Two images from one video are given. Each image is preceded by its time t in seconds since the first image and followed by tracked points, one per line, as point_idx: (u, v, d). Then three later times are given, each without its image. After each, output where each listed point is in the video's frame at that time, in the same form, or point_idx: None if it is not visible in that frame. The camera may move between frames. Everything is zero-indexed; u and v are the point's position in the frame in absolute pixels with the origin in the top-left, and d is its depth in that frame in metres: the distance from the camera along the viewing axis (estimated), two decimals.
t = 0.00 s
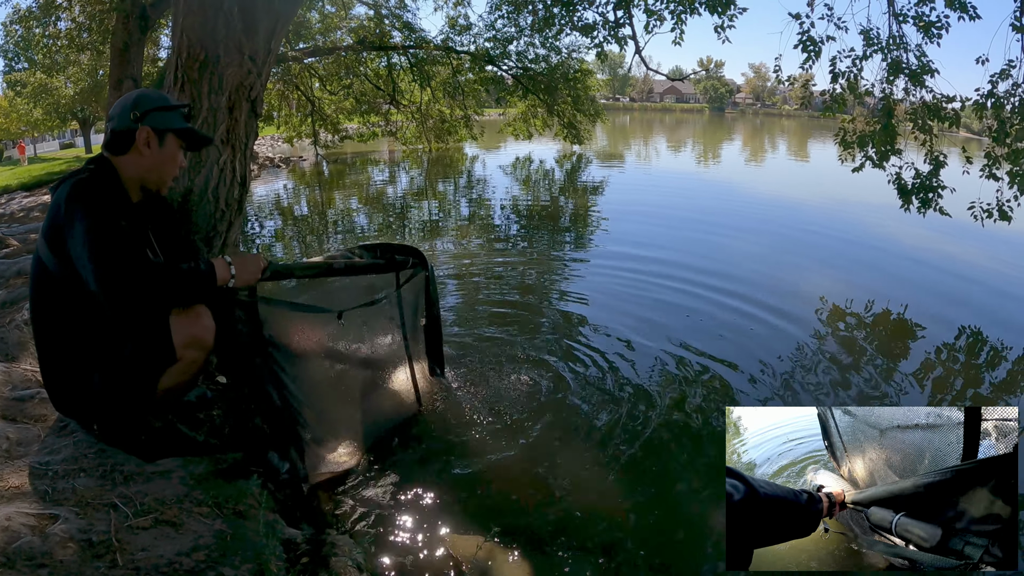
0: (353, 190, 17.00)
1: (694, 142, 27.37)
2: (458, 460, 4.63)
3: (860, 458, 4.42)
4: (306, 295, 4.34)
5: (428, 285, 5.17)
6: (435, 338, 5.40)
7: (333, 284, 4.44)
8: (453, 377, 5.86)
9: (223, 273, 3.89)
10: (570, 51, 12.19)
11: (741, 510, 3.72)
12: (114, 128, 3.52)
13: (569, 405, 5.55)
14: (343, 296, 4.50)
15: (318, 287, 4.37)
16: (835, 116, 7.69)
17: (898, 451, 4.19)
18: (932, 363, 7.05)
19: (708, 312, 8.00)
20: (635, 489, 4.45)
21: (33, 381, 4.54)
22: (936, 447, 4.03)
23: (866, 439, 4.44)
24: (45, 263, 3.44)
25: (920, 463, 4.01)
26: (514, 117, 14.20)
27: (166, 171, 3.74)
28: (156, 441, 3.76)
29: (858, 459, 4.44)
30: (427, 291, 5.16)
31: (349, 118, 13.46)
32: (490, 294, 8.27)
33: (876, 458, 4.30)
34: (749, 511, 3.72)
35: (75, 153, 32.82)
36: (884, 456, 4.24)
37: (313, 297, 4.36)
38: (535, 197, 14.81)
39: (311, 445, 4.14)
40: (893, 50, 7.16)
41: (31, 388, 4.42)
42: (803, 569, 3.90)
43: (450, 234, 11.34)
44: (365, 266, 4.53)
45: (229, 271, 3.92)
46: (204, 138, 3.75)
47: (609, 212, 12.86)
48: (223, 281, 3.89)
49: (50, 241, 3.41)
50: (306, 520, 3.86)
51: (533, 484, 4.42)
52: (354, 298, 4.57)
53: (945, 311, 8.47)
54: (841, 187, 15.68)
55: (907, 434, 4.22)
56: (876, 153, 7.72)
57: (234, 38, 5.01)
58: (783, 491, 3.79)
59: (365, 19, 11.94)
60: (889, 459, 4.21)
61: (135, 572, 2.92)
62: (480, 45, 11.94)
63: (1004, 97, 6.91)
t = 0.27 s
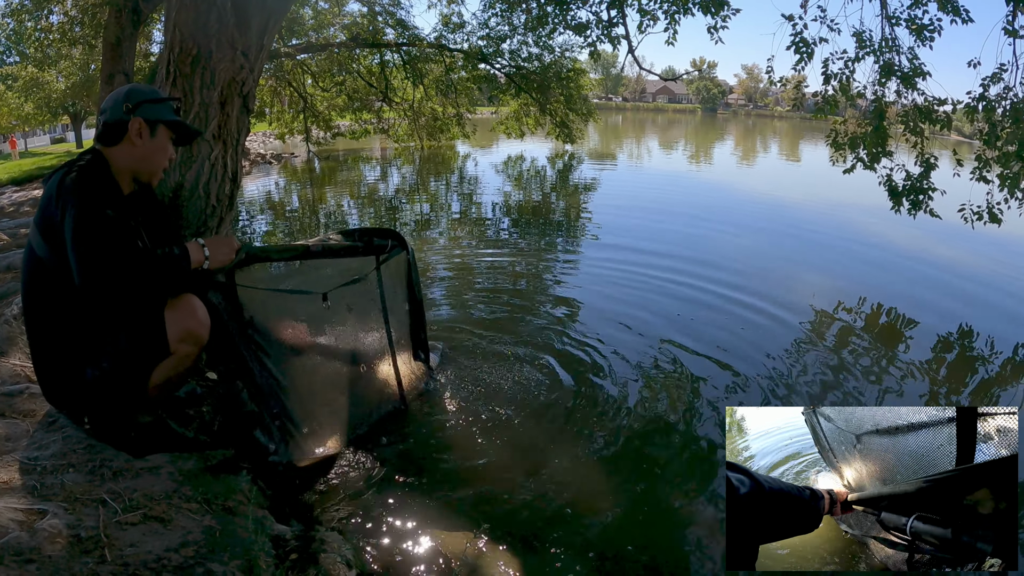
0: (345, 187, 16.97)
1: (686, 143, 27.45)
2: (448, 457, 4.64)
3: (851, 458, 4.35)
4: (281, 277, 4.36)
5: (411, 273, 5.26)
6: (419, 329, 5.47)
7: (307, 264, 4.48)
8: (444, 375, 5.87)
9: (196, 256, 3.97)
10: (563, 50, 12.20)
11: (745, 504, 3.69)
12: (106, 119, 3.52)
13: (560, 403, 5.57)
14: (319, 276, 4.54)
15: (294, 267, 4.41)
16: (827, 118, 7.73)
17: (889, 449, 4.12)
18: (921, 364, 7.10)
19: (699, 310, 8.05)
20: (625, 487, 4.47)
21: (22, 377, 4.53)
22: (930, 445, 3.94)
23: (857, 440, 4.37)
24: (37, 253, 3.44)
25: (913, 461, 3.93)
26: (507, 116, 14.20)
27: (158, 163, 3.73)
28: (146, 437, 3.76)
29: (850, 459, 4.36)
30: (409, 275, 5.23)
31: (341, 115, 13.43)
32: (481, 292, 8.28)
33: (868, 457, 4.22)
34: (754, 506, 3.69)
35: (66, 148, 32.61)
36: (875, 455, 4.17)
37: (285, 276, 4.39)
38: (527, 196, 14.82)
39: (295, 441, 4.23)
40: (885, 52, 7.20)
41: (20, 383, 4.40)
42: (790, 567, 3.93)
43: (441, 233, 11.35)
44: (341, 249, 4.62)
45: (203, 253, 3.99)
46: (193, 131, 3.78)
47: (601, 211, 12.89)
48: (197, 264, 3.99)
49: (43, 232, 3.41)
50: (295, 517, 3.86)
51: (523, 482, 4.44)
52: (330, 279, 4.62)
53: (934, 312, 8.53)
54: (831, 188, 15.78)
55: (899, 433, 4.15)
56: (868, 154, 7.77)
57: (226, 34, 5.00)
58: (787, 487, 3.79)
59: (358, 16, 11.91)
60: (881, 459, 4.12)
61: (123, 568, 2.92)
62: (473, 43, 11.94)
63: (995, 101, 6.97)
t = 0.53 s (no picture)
0: (347, 190, 16.99)
1: (688, 144, 27.43)
2: (450, 458, 4.64)
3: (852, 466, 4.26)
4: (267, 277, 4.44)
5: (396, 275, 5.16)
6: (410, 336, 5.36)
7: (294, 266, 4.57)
8: (445, 377, 5.87)
9: (196, 255, 4.01)
10: (564, 52, 12.21)
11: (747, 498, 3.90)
12: (110, 123, 3.54)
13: (562, 404, 5.57)
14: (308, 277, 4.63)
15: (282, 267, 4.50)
16: (828, 119, 7.74)
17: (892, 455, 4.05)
18: (923, 365, 7.10)
19: (701, 311, 8.05)
20: (627, 489, 4.47)
21: (26, 379, 4.53)
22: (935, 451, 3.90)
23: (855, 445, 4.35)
24: (42, 254, 3.47)
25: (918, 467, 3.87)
26: (508, 118, 14.21)
27: (162, 166, 3.77)
28: (148, 440, 3.79)
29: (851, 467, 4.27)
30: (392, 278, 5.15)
31: (343, 117, 13.46)
32: (483, 294, 8.29)
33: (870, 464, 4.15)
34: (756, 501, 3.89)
35: (68, 151, 32.69)
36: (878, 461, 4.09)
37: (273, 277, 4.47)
38: (528, 198, 14.83)
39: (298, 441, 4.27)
40: (886, 53, 7.21)
41: (24, 385, 4.41)
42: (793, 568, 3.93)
43: (443, 235, 11.35)
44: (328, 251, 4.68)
45: (202, 252, 4.04)
46: (193, 135, 3.83)
47: (602, 213, 12.89)
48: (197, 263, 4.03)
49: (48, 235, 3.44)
50: (299, 519, 3.87)
51: (526, 483, 4.44)
52: (320, 280, 4.70)
53: (936, 313, 8.53)
54: (833, 189, 15.77)
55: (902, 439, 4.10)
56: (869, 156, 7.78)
57: (228, 37, 5.02)
58: (789, 483, 3.96)
59: (360, 19, 11.93)
60: (884, 464, 4.05)
61: (127, 570, 2.93)
62: (474, 45, 11.96)
63: (996, 102, 6.98)
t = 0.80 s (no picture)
0: (352, 192, 17.02)
1: (693, 145, 27.39)
2: (457, 460, 4.64)
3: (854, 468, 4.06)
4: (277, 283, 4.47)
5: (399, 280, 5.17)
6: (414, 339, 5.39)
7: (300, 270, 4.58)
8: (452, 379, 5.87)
9: (207, 257, 4.03)
10: (569, 54, 12.21)
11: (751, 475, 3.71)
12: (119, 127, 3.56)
13: (568, 406, 5.57)
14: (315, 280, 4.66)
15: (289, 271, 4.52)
16: (834, 120, 7.72)
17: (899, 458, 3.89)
18: (931, 367, 7.07)
19: (708, 313, 8.03)
20: (634, 490, 4.46)
21: (34, 381, 4.55)
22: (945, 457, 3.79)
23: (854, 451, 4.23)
24: (51, 256, 3.48)
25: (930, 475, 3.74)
26: (514, 119, 14.22)
27: (169, 170, 3.80)
28: (158, 441, 3.78)
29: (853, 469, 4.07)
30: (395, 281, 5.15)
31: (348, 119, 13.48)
32: (489, 296, 8.29)
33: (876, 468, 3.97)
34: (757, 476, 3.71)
35: (75, 154, 32.84)
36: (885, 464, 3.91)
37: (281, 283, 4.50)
38: (534, 199, 14.82)
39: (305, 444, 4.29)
40: (892, 54, 7.19)
41: (33, 387, 4.42)
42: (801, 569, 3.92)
43: (449, 237, 11.35)
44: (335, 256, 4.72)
45: (213, 254, 4.07)
46: (199, 139, 3.88)
47: (608, 215, 12.88)
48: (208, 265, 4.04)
49: (58, 236, 3.45)
50: (307, 521, 3.87)
51: (533, 485, 4.44)
52: (327, 283, 4.73)
53: (944, 314, 8.49)
54: (839, 190, 15.72)
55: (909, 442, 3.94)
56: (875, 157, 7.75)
57: (235, 39, 5.03)
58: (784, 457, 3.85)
59: (365, 21, 11.95)
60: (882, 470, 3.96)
61: (137, 571, 2.94)
62: (479, 47, 11.97)
63: (1003, 102, 6.95)
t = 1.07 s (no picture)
0: (345, 191, 17.02)
1: (685, 147, 27.48)
2: (447, 459, 4.66)
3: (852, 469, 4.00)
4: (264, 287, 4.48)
5: (377, 278, 5.24)
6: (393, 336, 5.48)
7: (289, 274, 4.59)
8: (443, 379, 5.90)
9: (204, 259, 4.13)
10: (563, 55, 12.24)
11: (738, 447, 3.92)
12: (117, 123, 3.56)
13: (559, 405, 5.60)
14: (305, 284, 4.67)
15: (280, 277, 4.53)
16: (826, 122, 7.78)
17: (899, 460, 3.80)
18: (920, 368, 7.13)
19: (701, 315, 8.07)
20: (624, 490, 4.49)
21: (25, 380, 4.54)
22: (947, 462, 3.69)
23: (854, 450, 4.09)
24: (46, 254, 3.46)
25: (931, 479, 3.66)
26: (506, 120, 14.24)
27: (165, 168, 3.80)
28: (149, 441, 3.80)
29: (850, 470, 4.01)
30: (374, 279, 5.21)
31: (341, 119, 13.48)
32: (481, 296, 8.30)
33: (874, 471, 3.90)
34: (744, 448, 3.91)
35: (66, 152, 32.68)
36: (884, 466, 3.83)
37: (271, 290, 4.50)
38: (526, 200, 14.86)
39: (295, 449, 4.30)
40: (884, 57, 7.25)
41: (23, 387, 4.41)
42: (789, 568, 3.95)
43: (441, 237, 11.37)
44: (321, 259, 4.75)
45: (209, 256, 4.16)
46: (194, 139, 3.90)
47: (601, 215, 12.91)
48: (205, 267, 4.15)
49: (52, 234, 3.44)
50: (299, 521, 3.89)
51: (525, 485, 4.46)
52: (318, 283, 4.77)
53: (933, 315, 8.57)
54: (830, 192, 15.81)
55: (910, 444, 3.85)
56: (867, 159, 7.81)
57: (229, 38, 5.03)
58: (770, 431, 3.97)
59: (358, 20, 11.94)
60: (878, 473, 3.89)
61: (128, 571, 2.95)
62: (473, 48, 11.99)
63: (994, 105, 7.02)
